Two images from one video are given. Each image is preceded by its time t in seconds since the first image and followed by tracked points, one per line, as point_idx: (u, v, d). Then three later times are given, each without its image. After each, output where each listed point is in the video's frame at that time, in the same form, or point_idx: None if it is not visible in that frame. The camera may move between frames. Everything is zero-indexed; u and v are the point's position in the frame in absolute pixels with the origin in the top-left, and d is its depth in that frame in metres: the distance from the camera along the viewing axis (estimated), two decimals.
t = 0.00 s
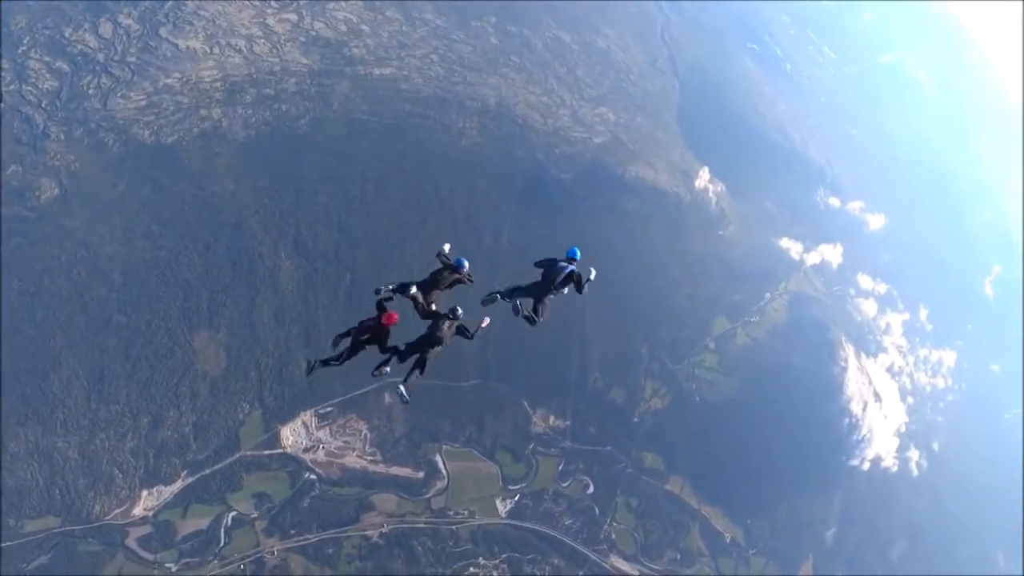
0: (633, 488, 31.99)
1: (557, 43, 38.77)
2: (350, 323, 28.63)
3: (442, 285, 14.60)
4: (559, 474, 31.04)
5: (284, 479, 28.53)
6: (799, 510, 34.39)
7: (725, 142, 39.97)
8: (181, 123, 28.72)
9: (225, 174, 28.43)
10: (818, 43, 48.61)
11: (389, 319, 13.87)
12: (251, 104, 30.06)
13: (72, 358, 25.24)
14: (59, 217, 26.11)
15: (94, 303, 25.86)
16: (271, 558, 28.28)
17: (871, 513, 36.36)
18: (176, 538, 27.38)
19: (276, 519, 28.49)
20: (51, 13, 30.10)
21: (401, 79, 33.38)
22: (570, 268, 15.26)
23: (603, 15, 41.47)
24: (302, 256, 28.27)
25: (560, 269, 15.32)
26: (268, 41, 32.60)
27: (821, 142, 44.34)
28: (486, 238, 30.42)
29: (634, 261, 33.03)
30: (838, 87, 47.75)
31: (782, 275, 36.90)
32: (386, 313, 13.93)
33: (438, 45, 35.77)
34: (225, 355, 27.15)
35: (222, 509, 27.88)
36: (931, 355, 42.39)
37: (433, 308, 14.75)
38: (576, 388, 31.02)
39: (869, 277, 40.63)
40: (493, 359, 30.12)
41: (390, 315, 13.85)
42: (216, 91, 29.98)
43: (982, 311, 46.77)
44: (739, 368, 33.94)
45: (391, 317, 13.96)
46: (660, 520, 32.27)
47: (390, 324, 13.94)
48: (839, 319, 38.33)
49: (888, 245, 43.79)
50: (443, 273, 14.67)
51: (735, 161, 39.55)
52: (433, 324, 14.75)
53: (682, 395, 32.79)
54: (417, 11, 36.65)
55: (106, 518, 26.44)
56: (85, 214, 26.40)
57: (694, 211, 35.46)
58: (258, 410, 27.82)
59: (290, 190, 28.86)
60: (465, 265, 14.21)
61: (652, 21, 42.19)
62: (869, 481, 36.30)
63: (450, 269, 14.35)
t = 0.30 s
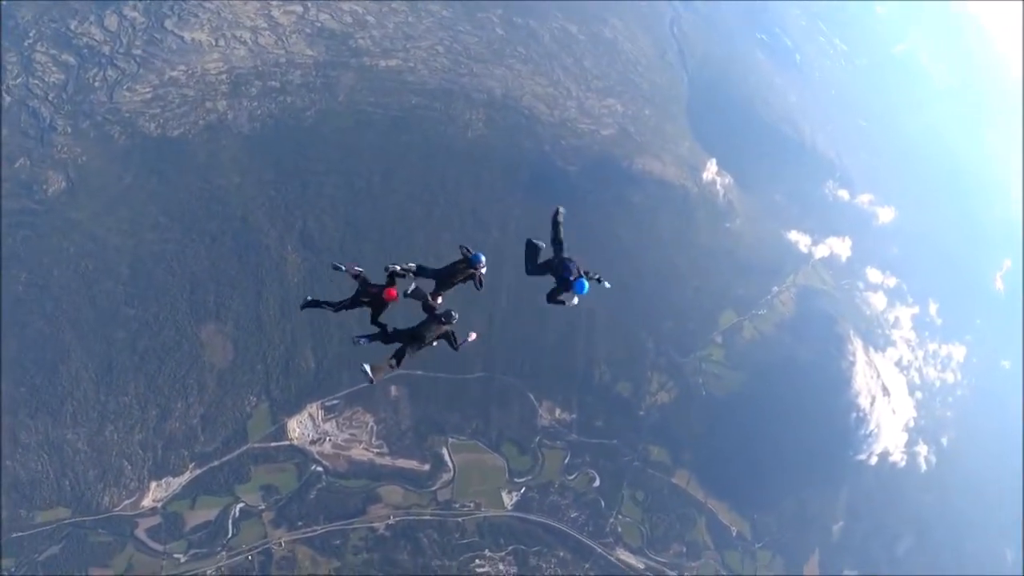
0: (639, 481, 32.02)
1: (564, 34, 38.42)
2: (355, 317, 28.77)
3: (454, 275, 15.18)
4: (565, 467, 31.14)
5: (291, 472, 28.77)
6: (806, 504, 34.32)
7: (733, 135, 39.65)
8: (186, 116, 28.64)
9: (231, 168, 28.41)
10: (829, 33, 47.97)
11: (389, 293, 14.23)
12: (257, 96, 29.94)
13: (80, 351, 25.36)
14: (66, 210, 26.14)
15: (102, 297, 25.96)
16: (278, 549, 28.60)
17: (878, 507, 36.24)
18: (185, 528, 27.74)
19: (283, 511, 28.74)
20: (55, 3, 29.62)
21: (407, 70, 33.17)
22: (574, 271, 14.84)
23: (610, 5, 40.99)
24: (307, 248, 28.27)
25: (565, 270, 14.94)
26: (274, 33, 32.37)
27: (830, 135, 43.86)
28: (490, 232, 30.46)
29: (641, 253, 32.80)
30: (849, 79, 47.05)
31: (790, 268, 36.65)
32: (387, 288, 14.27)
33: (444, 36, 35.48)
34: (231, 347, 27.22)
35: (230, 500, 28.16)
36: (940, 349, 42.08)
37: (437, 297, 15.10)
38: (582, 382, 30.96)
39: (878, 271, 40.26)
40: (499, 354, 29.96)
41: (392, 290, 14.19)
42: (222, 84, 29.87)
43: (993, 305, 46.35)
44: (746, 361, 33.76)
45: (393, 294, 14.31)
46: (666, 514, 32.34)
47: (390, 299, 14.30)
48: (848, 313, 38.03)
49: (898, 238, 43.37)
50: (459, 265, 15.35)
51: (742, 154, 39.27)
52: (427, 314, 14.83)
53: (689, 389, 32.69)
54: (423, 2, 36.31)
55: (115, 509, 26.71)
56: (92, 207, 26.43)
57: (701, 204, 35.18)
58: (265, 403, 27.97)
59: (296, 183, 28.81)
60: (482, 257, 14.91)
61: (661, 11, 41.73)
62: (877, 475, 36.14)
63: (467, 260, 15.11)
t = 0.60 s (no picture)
0: (650, 471, 31.96)
1: (567, 24, 38.06)
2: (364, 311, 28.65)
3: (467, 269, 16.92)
4: (576, 459, 31.13)
5: (303, 467, 28.89)
6: (819, 493, 34.13)
7: (740, 122, 39.19)
8: (191, 115, 28.68)
9: (237, 165, 28.45)
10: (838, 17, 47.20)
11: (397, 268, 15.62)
12: (261, 93, 29.92)
13: (93, 351, 25.80)
14: (75, 212, 26.36)
15: (113, 297, 26.22)
16: (292, 544, 28.74)
17: (892, 495, 35.98)
18: (200, 525, 27.95)
19: (296, 506, 28.87)
20: (58, 6, 29.68)
21: (410, 64, 32.98)
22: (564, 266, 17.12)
23: None
24: (314, 244, 28.27)
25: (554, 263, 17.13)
26: (276, 29, 32.27)
27: (840, 120, 43.28)
28: (497, 224, 30.28)
29: (649, 243, 32.58)
30: (859, 64, 46.19)
31: (800, 256, 36.28)
32: (400, 263, 15.70)
33: (446, 28, 35.23)
34: (241, 345, 27.45)
35: (243, 496, 28.33)
36: (953, 336, 41.58)
37: (442, 289, 16.81)
38: (592, 373, 30.89)
39: (890, 257, 39.79)
40: (509, 346, 29.89)
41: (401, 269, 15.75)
42: (226, 82, 29.87)
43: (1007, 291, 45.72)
44: (757, 350, 33.49)
45: (400, 271, 15.80)
46: (678, 504, 32.27)
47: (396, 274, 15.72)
48: (859, 300, 37.57)
49: (910, 224, 42.79)
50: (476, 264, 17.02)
51: (750, 141, 38.85)
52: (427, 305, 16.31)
53: (700, 379, 32.51)
54: None
55: (131, 506, 27.01)
56: (101, 209, 26.65)
57: (709, 193, 34.86)
58: (276, 399, 28.16)
59: (302, 179, 28.78)
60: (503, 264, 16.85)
61: None
62: (890, 463, 35.87)
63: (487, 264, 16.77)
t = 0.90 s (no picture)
0: (663, 463, 31.83)
1: (565, 16, 37.86)
2: (370, 310, 28.63)
3: (481, 271, 15.23)
4: (587, 452, 31.06)
5: (316, 468, 29.00)
6: (833, 480, 33.89)
7: (743, 109, 38.90)
8: (192, 121, 28.70)
9: (239, 169, 28.48)
10: None
11: (408, 254, 13.63)
12: (261, 96, 29.92)
13: (104, 359, 25.99)
14: (81, 221, 26.48)
15: (122, 304, 26.36)
16: (306, 545, 28.72)
17: (907, 480, 35.70)
18: (215, 529, 28.07)
19: (309, 507, 28.94)
20: (57, 17, 29.82)
21: (408, 62, 32.90)
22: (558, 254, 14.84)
23: None
24: (319, 245, 28.30)
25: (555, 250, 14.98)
26: (273, 32, 32.25)
27: (844, 103, 42.89)
28: (501, 217, 30.04)
29: (654, 234, 32.43)
30: (860, 47, 45.79)
31: (808, 241, 36.02)
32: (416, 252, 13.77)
33: (444, 25, 35.09)
34: (250, 348, 27.61)
35: (257, 499, 28.46)
36: (966, 317, 41.18)
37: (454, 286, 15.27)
38: (601, 366, 30.74)
39: (898, 240, 39.41)
40: (517, 341, 29.84)
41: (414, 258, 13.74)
42: (225, 87, 29.90)
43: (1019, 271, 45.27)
44: (767, 338, 33.24)
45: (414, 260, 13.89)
46: (692, 495, 32.10)
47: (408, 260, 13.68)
48: (868, 285, 37.21)
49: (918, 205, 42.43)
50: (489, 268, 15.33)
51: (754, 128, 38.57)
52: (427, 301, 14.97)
53: (709, 369, 32.34)
54: None
55: (146, 512, 27.20)
56: (106, 217, 26.74)
57: (714, 180, 34.56)
58: (286, 401, 28.31)
59: (304, 180, 28.76)
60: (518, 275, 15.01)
61: None
62: (904, 448, 35.58)
63: (502, 270, 15.11)
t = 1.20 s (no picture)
0: (676, 453, 31.73)
1: (554, 11, 37.69)
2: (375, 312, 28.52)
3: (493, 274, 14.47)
4: (600, 447, 31.00)
5: (329, 477, 29.01)
6: (848, 461, 33.70)
7: (739, 92, 38.76)
8: (186, 137, 28.68)
9: (236, 182, 28.43)
10: None
11: (419, 249, 12.60)
12: (254, 108, 29.91)
13: (113, 380, 26.10)
14: (83, 243, 26.54)
15: (127, 323, 26.43)
16: (324, 554, 28.75)
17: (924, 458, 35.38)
18: (232, 542, 28.10)
19: (325, 516, 28.90)
20: (47, 42, 29.87)
21: (399, 65, 32.79)
22: (557, 247, 14.64)
23: None
24: (321, 253, 28.29)
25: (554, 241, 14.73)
26: (262, 43, 32.19)
27: (840, 81, 42.69)
28: (501, 215, 29.94)
29: (656, 223, 32.24)
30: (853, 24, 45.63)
31: (810, 223, 35.91)
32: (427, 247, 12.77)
33: (433, 26, 34.99)
34: (257, 360, 27.65)
35: (273, 511, 28.49)
36: (973, 290, 41.00)
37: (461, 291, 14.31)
38: (609, 359, 30.64)
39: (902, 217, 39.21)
40: (524, 339, 29.78)
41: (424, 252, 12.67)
42: (218, 101, 29.89)
43: None
44: (774, 322, 33.12)
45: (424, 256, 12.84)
46: (707, 484, 32.01)
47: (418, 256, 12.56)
48: (873, 263, 36.91)
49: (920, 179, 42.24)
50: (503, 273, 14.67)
51: (751, 111, 38.42)
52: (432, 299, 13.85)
53: (719, 356, 32.18)
54: None
55: (163, 530, 27.22)
56: (106, 237, 26.74)
57: (713, 167, 34.40)
58: (296, 411, 28.32)
59: (302, 189, 28.73)
60: (529, 283, 14.45)
61: None
62: (919, 425, 35.33)
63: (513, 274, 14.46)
